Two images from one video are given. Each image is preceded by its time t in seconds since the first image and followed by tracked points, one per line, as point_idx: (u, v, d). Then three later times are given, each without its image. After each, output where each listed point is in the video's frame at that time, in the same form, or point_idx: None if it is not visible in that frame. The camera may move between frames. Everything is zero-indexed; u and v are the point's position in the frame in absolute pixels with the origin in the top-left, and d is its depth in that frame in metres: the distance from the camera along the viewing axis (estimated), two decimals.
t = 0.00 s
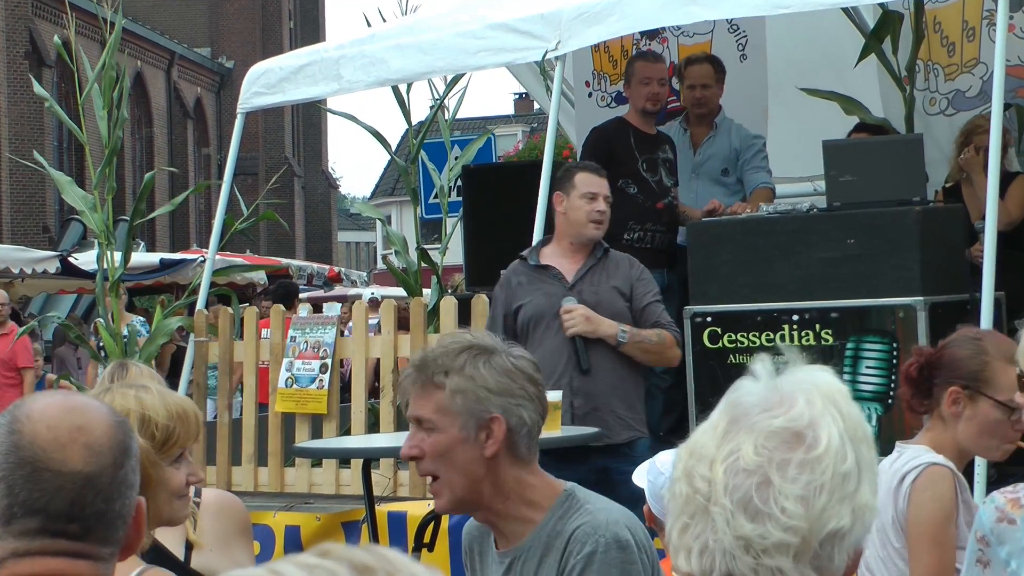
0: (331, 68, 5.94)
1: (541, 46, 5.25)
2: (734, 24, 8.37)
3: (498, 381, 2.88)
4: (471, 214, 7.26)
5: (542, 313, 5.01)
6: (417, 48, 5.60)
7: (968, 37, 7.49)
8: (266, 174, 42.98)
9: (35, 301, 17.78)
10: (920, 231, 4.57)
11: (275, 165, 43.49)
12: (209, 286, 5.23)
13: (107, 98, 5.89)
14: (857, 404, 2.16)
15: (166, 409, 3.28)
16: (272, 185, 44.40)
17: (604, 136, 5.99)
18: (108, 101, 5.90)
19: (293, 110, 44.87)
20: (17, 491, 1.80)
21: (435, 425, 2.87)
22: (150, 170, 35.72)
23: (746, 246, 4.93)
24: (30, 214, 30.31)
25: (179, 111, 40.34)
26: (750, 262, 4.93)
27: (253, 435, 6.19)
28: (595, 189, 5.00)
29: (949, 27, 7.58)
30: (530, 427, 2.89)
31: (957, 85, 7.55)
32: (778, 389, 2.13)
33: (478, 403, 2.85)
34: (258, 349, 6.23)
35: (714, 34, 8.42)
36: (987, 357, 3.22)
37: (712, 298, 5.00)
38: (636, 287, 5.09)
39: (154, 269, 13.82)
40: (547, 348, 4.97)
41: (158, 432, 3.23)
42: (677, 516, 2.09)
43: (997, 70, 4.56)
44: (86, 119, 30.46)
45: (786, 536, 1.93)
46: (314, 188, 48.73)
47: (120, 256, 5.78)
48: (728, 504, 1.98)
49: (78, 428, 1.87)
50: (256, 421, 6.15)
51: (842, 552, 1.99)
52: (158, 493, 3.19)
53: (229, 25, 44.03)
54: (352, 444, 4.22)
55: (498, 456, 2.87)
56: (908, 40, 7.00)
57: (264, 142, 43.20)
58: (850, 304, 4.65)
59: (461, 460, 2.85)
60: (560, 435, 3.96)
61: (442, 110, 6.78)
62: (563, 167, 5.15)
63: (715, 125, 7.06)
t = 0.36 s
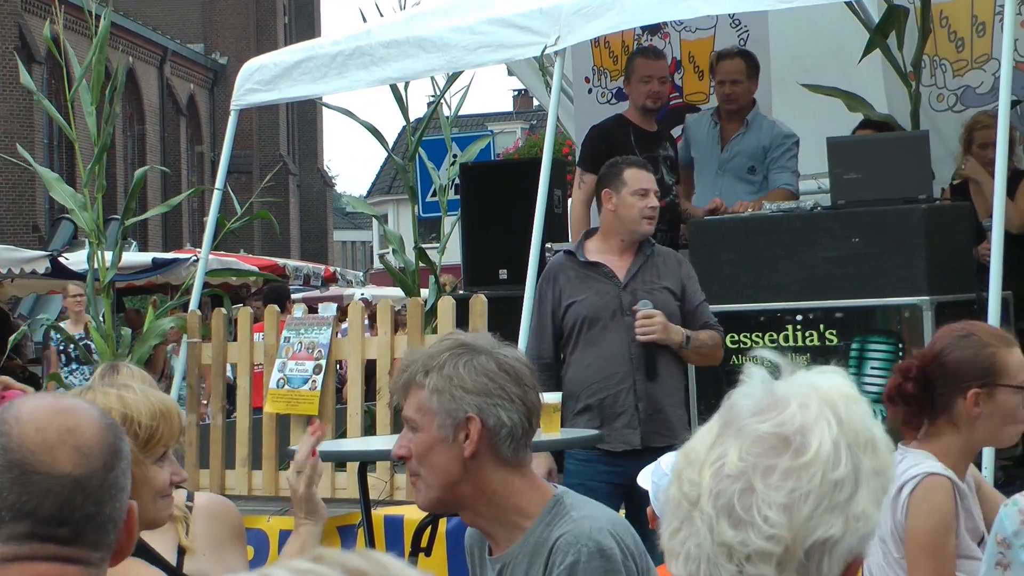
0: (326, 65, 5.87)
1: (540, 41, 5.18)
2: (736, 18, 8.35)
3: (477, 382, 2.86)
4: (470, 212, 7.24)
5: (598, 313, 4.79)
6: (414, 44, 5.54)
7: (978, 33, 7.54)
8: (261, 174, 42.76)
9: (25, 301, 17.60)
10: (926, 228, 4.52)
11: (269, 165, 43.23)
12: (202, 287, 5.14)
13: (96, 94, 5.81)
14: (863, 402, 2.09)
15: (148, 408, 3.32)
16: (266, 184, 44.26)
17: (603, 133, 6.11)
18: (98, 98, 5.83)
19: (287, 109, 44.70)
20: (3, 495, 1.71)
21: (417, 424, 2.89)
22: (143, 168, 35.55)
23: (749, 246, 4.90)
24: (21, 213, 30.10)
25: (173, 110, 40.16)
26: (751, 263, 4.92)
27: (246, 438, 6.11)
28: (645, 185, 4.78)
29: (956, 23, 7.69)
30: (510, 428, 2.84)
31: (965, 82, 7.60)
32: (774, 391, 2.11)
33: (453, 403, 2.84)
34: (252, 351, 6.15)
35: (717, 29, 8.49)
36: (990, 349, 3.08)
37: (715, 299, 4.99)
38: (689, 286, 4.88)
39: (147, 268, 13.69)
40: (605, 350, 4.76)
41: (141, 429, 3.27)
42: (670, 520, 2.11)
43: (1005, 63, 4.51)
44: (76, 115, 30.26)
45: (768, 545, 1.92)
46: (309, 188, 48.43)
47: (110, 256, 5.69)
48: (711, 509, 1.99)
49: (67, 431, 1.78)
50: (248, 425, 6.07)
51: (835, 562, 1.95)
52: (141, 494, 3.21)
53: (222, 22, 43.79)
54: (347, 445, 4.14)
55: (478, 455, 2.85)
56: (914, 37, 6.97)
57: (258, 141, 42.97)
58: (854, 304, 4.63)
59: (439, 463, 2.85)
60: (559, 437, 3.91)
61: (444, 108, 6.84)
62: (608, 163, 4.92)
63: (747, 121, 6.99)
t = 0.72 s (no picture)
0: (321, 64, 5.79)
1: (540, 40, 5.11)
2: (739, 16, 8.23)
3: (469, 391, 2.82)
4: (469, 213, 7.16)
5: (621, 317, 4.72)
6: (411, 43, 5.47)
7: (987, 32, 7.46)
8: (254, 170, 42.46)
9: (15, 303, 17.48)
10: (931, 231, 4.47)
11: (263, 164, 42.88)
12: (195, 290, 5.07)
13: (90, 93, 5.75)
14: (868, 411, 2.02)
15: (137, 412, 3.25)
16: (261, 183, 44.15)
17: (605, 135, 6.02)
18: (92, 97, 5.77)
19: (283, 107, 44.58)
20: None
21: (410, 436, 2.84)
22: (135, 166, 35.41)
23: (751, 248, 4.84)
24: (11, 214, 30.00)
25: (166, 107, 40.00)
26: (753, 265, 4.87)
27: (240, 444, 6.04)
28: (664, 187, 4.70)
29: (964, 21, 7.65)
30: (505, 436, 2.81)
31: (974, 82, 7.56)
32: (776, 400, 2.04)
33: (446, 413, 2.80)
34: (246, 353, 6.08)
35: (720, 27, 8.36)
36: (995, 349, 3.01)
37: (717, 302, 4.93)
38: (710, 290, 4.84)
39: (138, 271, 13.59)
40: (628, 354, 4.69)
41: (129, 436, 3.21)
42: (669, 528, 2.06)
43: (1014, 60, 4.42)
44: (65, 111, 30.10)
45: (765, 558, 1.85)
46: (304, 185, 48.24)
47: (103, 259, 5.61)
48: (709, 519, 1.93)
49: (31, 433, 1.67)
50: (243, 430, 6.00)
51: None
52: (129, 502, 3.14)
53: (215, 20, 43.62)
54: (342, 452, 4.07)
55: (474, 465, 2.82)
56: (920, 35, 6.94)
57: (252, 139, 42.73)
58: (860, 308, 4.59)
59: (437, 473, 2.82)
60: (558, 443, 3.87)
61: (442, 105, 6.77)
62: (625, 164, 4.85)
63: (760, 124, 6.88)
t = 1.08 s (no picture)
0: (312, 65, 5.70)
1: (535, 41, 5.05)
2: (736, 18, 8.23)
3: (480, 395, 2.82)
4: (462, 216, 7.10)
5: (627, 327, 4.65)
6: (403, 44, 5.40)
7: (995, 33, 7.63)
8: (243, 176, 42.38)
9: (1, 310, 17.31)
10: (932, 235, 4.44)
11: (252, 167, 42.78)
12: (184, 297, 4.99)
13: (74, 97, 5.67)
14: (870, 420, 1.99)
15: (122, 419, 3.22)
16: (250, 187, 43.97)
17: (606, 132, 6.03)
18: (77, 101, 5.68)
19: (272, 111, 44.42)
20: None
21: (415, 441, 2.83)
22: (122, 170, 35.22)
23: (749, 253, 4.80)
24: None
25: (153, 111, 39.79)
26: (750, 270, 4.82)
27: (229, 453, 5.96)
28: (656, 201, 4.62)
29: (971, 23, 7.76)
30: (514, 441, 2.83)
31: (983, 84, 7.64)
32: (776, 409, 2.00)
33: (456, 417, 2.81)
34: (235, 360, 6.00)
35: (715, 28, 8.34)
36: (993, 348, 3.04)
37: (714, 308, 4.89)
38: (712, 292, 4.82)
39: (125, 276, 13.46)
40: (638, 364, 4.61)
41: (114, 443, 3.16)
42: (668, 540, 2.02)
43: (1015, 63, 4.41)
44: (51, 114, 29.92)
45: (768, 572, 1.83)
46: (294, 188, 48.29)
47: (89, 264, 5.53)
48: (711, 532, 1.90)
49: None
50: (233, 438, 5.92)
51: None
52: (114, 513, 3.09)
53: (204, 21, 43.40)
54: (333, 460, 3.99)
55: (480, 471, 2.83)
56: (919, 37, 6.91)
57: (241, 142, 42.53)
58: (859, 314, 4.54)
59: (444, 479, 2.82)
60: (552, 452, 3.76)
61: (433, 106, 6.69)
62: (618, 174, 4.75)
63: (752, 125, 6.83)
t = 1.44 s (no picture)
0: (302, 67, 5.65)
1: (527, 43, 4.97)
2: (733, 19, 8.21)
3: (490, 394, 2.85)
4: (452, 220, 7.03)
5: (609, 336, 4.59)
6: (394, 45, 5.32)
7: (998, 35, 7.58)
8: (230, 178, 42.10)
9: None
10: (933, 238, 4.40)
11: (241, 171, 42.48)
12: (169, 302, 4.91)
13: (58, 98, 5.58)
14: (874, 429, 1.94)
15: (109, 427, 3.20)
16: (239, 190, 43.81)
17: (601, 133, 6.01)
18: (61, 101, 5.60)
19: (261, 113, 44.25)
20: None
21: (422, 442, 2.82)
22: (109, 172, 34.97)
23: (748, 257, 4.75)
24: None
25: (139, 112, 39.53)
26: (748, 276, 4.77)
27: (217, 462, 5.92)
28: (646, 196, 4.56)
29: (977, 23, 7.73)
30: (521, 441, 2.87)
31: (990, 85, 7.65)
32: (778, 416, 1.93)
33: (468, 415, 2.82)
34: (223, 368, 5.92)
35: (713, 30, 8.29)
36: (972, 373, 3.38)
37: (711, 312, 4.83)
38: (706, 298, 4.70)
39: (111, 282, 13.31)
40: (620, 375, 4.55)
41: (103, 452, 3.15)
42: (667, 549, 1.96)
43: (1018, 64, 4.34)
44: (34, 116, 29.69)
45: None
46: (284, 192, 47.93)
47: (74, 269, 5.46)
48: (712, 542, 1.84)
49: None
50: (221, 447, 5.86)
51: None
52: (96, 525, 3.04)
53: (191, 21, 43.14)
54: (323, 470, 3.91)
55: (489, 472, 2.84)
56: (919, 37, 6.86)
57: (230, 144, 42.27)
58: (859, 319, 4.50)
59: (451, 480, 2.81)
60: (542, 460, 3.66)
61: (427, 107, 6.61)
62: (604, 171, 4.70)
63: (735, 124, 6.80)
